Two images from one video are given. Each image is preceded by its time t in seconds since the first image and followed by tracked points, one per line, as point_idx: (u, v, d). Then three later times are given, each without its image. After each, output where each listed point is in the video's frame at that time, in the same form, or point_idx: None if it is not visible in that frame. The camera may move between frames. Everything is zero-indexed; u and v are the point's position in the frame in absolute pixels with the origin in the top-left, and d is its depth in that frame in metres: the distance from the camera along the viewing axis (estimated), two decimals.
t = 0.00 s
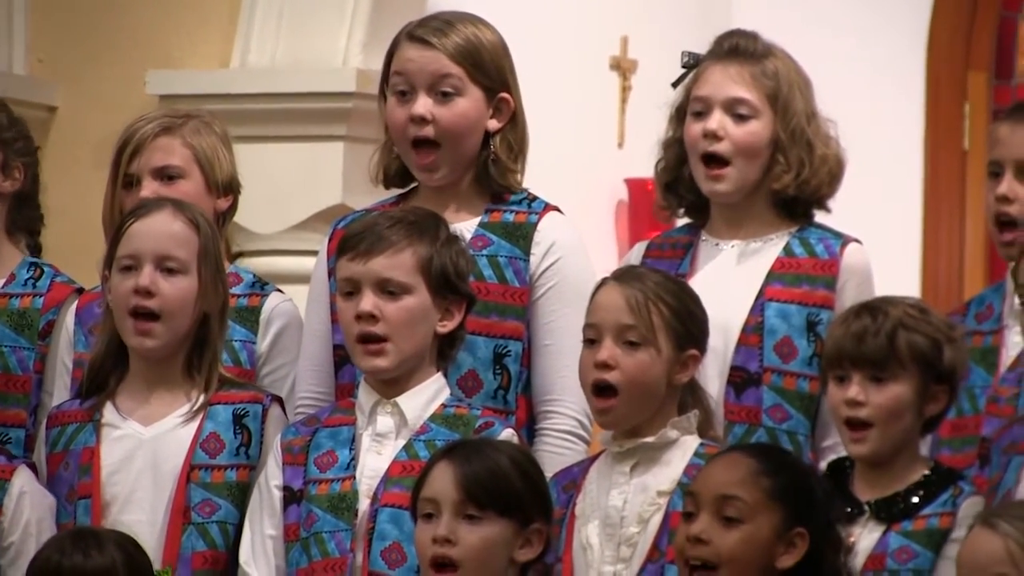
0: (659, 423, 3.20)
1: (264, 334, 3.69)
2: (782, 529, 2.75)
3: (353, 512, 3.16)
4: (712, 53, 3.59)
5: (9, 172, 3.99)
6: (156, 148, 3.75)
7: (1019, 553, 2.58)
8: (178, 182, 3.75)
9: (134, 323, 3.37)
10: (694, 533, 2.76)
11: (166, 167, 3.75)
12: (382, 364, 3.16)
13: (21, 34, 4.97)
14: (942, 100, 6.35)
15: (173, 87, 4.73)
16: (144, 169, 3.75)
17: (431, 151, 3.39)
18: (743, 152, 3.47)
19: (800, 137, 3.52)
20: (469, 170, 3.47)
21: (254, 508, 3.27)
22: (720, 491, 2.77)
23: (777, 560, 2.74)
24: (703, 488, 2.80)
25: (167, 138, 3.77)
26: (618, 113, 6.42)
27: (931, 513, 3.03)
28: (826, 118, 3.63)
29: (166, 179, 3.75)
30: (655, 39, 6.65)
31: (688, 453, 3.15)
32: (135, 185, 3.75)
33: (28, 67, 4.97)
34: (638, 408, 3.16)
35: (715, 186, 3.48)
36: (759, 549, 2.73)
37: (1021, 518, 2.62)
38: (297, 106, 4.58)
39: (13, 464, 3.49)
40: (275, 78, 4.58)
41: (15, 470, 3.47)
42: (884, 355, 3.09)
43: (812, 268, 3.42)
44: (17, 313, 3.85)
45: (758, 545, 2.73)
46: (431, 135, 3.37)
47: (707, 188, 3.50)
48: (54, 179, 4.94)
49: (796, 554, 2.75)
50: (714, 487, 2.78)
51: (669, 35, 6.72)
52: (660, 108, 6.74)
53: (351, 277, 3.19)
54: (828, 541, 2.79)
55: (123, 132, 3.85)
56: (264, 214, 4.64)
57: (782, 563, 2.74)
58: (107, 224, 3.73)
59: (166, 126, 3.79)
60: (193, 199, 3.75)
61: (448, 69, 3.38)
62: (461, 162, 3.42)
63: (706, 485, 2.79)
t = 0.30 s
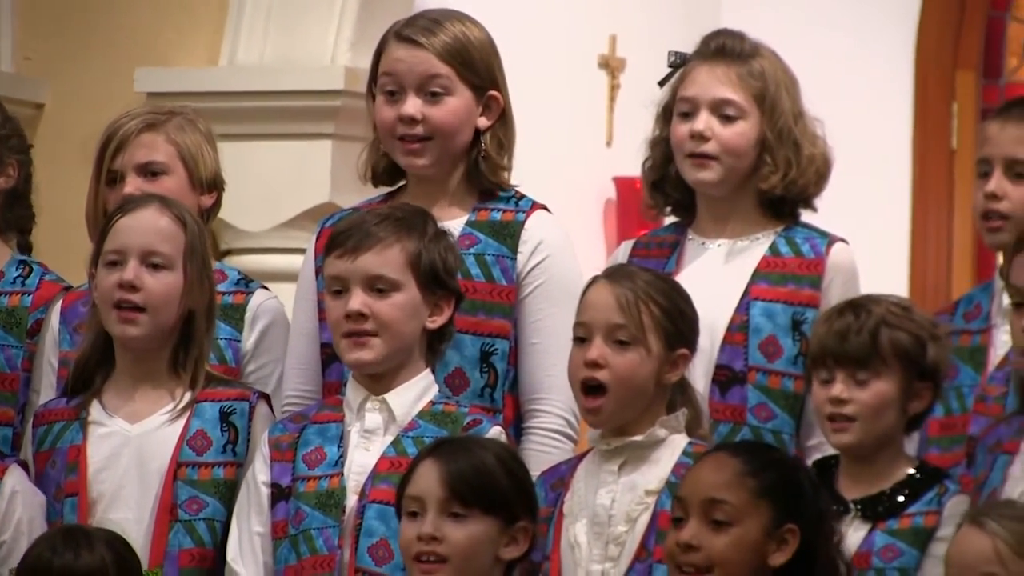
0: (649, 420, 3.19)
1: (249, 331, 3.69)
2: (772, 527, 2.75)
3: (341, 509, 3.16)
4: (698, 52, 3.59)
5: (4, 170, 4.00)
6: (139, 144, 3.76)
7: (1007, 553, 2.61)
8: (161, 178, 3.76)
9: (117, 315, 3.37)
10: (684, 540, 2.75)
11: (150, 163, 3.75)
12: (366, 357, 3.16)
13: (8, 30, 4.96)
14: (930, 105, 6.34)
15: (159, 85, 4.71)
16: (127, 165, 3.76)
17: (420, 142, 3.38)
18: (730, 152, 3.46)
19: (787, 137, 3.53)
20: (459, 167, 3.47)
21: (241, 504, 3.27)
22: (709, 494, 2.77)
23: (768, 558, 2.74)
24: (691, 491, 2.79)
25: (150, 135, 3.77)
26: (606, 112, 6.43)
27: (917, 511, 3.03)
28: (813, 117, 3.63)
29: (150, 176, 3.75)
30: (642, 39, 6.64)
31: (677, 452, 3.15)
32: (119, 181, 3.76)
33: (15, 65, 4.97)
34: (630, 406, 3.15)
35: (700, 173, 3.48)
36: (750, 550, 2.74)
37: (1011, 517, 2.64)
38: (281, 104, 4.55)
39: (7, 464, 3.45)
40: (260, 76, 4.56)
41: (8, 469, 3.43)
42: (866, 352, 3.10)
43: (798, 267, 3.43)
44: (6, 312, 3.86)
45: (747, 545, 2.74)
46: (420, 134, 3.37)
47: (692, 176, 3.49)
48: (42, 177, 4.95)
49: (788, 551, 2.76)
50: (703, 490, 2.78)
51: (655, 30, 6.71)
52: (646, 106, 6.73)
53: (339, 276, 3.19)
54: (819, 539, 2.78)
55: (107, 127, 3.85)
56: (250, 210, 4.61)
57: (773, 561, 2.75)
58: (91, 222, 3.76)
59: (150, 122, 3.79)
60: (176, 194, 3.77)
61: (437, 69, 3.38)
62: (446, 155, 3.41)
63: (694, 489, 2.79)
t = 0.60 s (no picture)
0: (632, 419, 3.18)
1: (231, 327, 3.69)
2: (746, 514, 2.76)
3: (327, 507, 3.16)
4: (685, 51, 3.58)
5: None
6: (118, 141, 3.76)
7: (989, 553, 2.54)
8: (141, 176, 3.76)
9: (100, 315, 3.38)
10: (660, 536, 2.75)
11: (129, 159, 3.75)
12: (353, 356, 3.17)
13: None
14: (914, 103, 6.34)
15: (141, 83, 4.67)
16: (107, 162, 3.76)
17: (407, 140, 3.37)
18: (717, 151, 3.46)
19: (774, 136, 3.52)
20: (444, 165, 3.47)
21: (225, 499, 3.25)
22: (680, 487, 2.77)
23: (745, 545, 2.75)
24: (661, 491, 2.79)
25: (130, 131, 3.78)
26: (590, 111, 6.36)
27: (897, 509, 3.03)
28: (797, 117, 3.62)
29: (130, 172, 3.75)
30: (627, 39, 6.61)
31: (661, 450, 3.14)
32: (99, 179, 3.76)
33: None
34: (614, 404, 3.14)
35: (688, 177, 3.48)
36: (727, 540, 2.74)
37: (993, 518, 2.58)
38: (261, 101, 4.53)
39: None
40: (243, 74, 4.53)
41: None
42: (845, 350, 3.10)
43: (783, 265, 3.43)
44: None
45: (721, 533, 2.74)
46: (406, 133, 3.37)
47: (681, 178, 3.49)
48: (24, 176, 4.95)
49: (765, 537, 2.77)
50: (673, 484, 2.78)
51: (637, 27, 6.65)
52: (631, 104, 6.69)
53: (327, 270, 3.19)
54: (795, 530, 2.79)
55: (86, 126, 3.85)
56: (235, 208, 4.59)
57: (752, 548, 2.76)
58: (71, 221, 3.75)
59: (129, 120, 3.80)
60: (156, 191, 3.77)
61: (421, 66, 3.38)
62: (436, 155, 3.42)
63: (663, 486, 2.79)
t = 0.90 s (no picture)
0: (618, 416, 3.16)
1: (212, 323, 3.69)
2: (717, 503, 2.76)
3: (309, 505, 3.16)
4: (672, 48, 3.55)
5: None
6: (99, 137, 3.77)
7: (971, 552, 2.52)
8: (123, 173, 3.77)
9: (84, 314, 3.38)
10: (633, 533, 2.75)
11: (109, 157, 3.76)
12: (338, 351, 3.17)
13: None
14: (899, 96, 6.32)
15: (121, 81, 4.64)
16: (89, 159, 3.77)
17: (387, 140, 3.38)
18: (708, 150, 3.43)
19: (763, 135, 3.49)
20: (426, 164, 3.47)
21: (209, 497, 3.24)
22: (649, 484, 2.77)
23: (719, 535, 2.76)
24: (629, 493, 2.79)
25: (111, 128, 3.78)
26: (573, 110, 6.29)
27: (875, 507, 3.03)
28: (784, 114, 3.60)
29: (111, 169, 3.76)
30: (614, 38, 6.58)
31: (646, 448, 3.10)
32: (81, 176, 3.77)
33: None
34: (601, 400, 3.12)
35: (677, 174, 3.44)
36: (700, 530, 2.74)
37: (974, 516, 2.55)
38: (245, 100, 4.52)
39: None
40: (227, 71, 4.52)
41: None
42: (824, 346, 3.10)
43: (770, 264, 3.40)
44: None
45: (694, 525, 2.74)
46: (387, 131, 3.36)
47: (670, 176, 3.45)
48: (9, 175, 4.95)
49: (737, 525, 2.77)
50: (641, 482, 2.78)
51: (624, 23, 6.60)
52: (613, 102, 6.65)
53: (312, 267, 3.19)
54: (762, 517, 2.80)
55: (67, 123, 3.86)
56: (218, 205, 4.58)
57: (725, 538, 2.76)
58: (53, 219, 3.77)
59: (110, 117, 3.81)
60: (137, 187, 3.77)
61: (401, 65, 3.38)
62: (419, 153, 3.41)
63: (631, 488, 2.78)
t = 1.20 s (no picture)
0: (606, 413, 3.16)
1: (203, 320, 3.69)
2: (697, 506, 2.76)
3: (301, 503, 3.15)
4: (659, 47, 3.54)
5: None
6: (88, 135, 3.77)
7: (957, 552, 2.52)
8: (112, 171, 3.77)
9: (74, 311, 3.37)
10: (620, 550, 2.75)
11: (99, 155, 3.76)
12: (331, 348, 3.16)
13: None
14: (889, 93, 6.31)
15: (115, 76, 4.67)
16: (78, 158, 3.77)
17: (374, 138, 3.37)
18: (694, 147, 3.42)
19: (750, 132, 3.48)
20: (412, 161, 3.47)
21: (202, 494, 3.25)
22: (628, 499, 2.76)
23: (704, 536, 2.76)
24: (610, 507, 2.78)
25: (100, 126, 3.78)
26: (563, 108, 6.31)
27: (866, 506, 3.03)
28: (773, 111, 3.59)
29: (101, 168, 3.77)
30: (604, 36, 6.56)
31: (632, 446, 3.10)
32: (70, 175, 3.76)
33: None
34: (585, 396, 3.12)
35: (664, 170, 3.42)
36: (684, 533, 2.74)
37: (959, 517, 2.56)
38: (238, 98, 4.52)
39: None
40: (219, 69, 4.53)
41: None
42: (814, 345, 3.10)
43: (760, 262, 3.39)
44: None
45: (677, 530, 2.74)
46: (372, 129, 3.36)
47: (657, 172, 3.44)
48: None
49: (721, 523, 2.77)
50: (620, 497, 2.77)
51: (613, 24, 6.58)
52: (603, 102, 6.64)
53: (303, 266, 3.19)
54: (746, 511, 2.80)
55: (57, 123, 3.86)
56: (208, 204, 4.57)
57: (711, 538, 2.76)
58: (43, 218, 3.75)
59: (98, 116, 3.81)
60: (127, 186, 3.78)
61: (385, 65, 3.37)
62: (401, 148, 3.41)
63: (610, 504, 2.78)
